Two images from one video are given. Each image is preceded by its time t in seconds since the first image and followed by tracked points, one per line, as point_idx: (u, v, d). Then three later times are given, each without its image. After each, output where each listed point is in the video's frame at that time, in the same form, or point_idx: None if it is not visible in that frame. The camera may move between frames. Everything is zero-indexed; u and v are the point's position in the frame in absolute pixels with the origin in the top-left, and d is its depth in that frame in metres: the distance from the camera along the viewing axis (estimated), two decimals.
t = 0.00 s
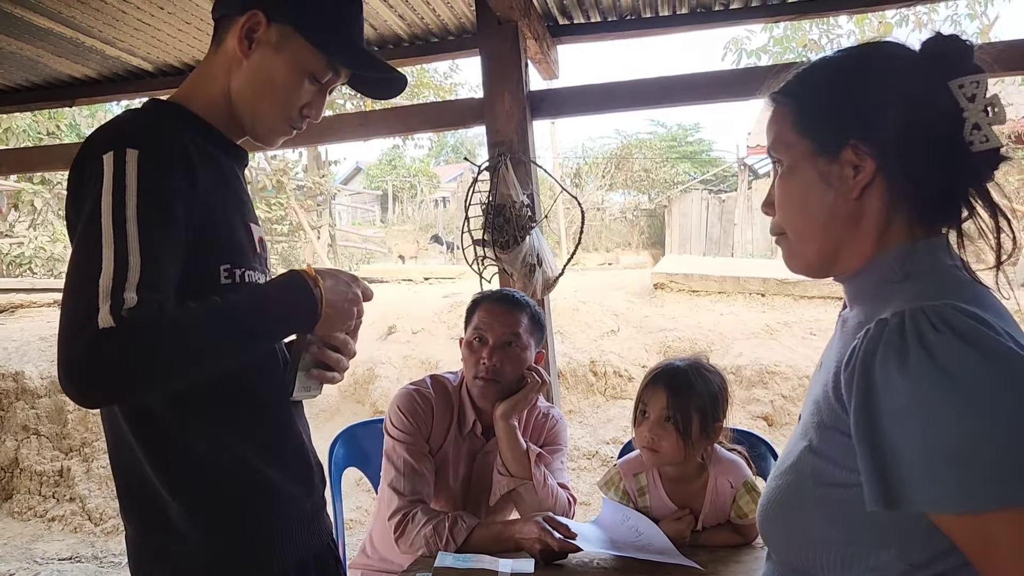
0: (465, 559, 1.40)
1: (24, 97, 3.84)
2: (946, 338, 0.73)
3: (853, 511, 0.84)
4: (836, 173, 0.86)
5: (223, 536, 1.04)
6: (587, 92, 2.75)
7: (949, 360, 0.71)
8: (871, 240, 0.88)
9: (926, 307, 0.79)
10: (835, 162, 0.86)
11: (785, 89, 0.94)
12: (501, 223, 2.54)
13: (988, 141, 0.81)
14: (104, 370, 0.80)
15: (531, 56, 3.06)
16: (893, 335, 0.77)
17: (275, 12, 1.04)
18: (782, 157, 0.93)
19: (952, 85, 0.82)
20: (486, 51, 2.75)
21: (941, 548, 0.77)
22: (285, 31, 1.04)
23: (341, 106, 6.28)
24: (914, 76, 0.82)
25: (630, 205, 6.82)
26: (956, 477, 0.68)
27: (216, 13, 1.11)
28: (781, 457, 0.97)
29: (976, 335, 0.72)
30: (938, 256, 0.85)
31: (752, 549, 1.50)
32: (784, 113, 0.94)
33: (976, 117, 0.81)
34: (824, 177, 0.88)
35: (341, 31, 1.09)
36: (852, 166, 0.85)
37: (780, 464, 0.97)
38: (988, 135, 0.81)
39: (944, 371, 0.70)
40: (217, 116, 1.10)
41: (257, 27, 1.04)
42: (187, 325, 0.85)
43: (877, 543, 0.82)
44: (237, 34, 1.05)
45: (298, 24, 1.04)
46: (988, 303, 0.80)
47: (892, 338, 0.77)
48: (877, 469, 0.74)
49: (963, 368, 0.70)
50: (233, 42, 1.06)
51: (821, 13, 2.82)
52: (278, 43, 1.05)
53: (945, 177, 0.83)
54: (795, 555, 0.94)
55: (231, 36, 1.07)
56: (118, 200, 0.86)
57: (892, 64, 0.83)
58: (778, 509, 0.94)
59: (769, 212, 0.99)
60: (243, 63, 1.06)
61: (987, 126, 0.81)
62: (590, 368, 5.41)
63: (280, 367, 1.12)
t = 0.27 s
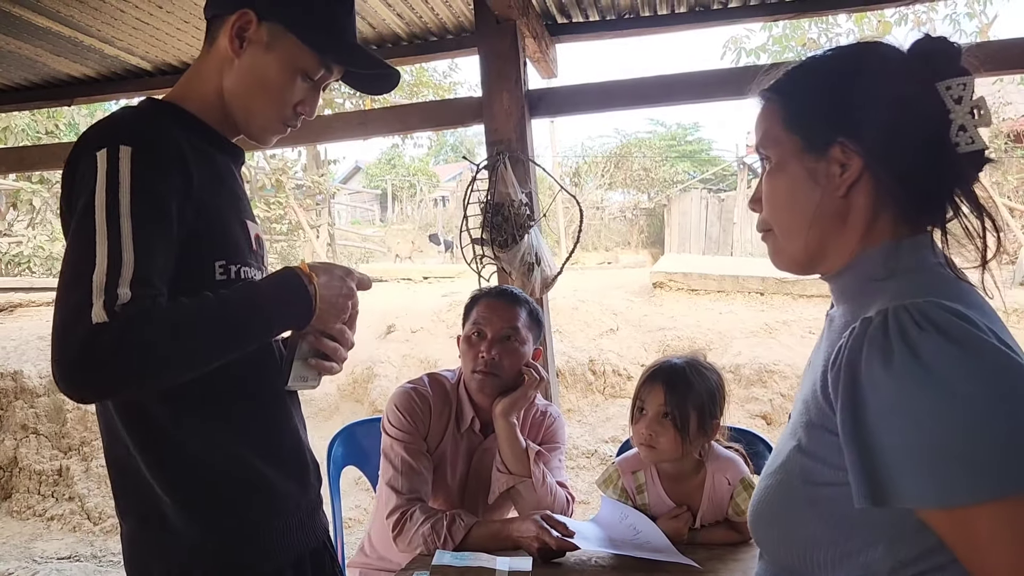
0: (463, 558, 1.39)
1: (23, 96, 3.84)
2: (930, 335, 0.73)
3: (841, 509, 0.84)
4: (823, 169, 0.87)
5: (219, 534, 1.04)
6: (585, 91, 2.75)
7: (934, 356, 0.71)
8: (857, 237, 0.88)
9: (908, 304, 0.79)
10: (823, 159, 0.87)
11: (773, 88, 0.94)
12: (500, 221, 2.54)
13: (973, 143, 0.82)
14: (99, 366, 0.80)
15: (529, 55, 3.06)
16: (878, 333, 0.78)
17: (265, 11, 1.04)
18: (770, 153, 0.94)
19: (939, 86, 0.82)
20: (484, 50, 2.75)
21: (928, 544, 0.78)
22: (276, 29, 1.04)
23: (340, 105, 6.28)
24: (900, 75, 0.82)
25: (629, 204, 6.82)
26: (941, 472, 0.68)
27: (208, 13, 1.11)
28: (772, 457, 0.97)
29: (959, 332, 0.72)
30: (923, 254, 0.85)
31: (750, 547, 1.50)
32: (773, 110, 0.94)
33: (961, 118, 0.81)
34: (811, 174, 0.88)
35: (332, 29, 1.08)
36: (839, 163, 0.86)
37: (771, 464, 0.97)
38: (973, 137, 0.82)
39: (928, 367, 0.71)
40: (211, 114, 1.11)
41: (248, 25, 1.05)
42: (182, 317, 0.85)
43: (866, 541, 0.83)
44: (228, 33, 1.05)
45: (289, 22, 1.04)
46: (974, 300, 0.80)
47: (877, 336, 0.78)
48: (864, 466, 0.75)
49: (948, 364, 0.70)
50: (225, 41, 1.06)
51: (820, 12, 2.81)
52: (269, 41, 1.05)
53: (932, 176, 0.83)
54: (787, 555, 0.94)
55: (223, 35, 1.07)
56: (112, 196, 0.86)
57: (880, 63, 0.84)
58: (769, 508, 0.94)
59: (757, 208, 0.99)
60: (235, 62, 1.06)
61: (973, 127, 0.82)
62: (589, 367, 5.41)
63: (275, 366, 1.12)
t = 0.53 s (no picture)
0: (463, 554, 1.40)
1: (22, 94, 3.84)
2: (922, 332, 0.73)
3: (838, 507, 0.84)
4: (819, 165, 0.87)
5: (222, 531, 1.04)
6: (584, 88, 2.75)
7: (928, 353, 0.71)
8: (850, 233, 0.88)
9: (901, 301, 0.79)
10: (819, 155, 0.87)
11: (770, 84, 0.94)
12: (499, 219, 2.55)
13: (969, 141, 0.82)
14: (105, 363, 0.80)
15: (529, 53, 3.06)
16: (870, 330, 0.78)
17: (265, 8, 1.04)
18: (767, 148, 0.93)
19: (937, 84, 0.82)
20: (484, 47, 2.75)
21: (925, 539, 0.79)
22: (275, 25, 1.04)
23: (339, 103, 6.27)
24: (899, 71, 0.82)
25: (629, 202, 6.83)
26: (934, 470, 0.69)
27: (207, 9, 1.11)
28: (767, 455, 0.97)
29: (951, 328, 0.72)
30: (918, 252, 0.85)
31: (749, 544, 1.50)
32: (770, 106, 0.94)
33: (959, 116, 0.81)
34: (807, 170, 0.88)
35: (331, 24, 1.08)
36: (835, 159, 0.86)
37: (766, 462, 0.97)
38: (970, 134, 0.81)
39: (922, 364, 0.71)
40: (210, 110, 1.11)
41: (248, 22, 1.04)
42: (186, 312, 0.85)
43: (862, 537, 0.83)
44: (228, 29, 1.05)
45: (288, 18, 1.04)
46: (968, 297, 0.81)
47: (869, 333, 0.78)
48: (859, 463, 0.75)
49: (940, 360, 0.70)
50: (224, 38, 1.06)
51: (820, 9, 2.81)
52: (269, 37, 1.04)
53: (929, 173, 0.83)
54: (783, 553, 0.94)
55: (222, 31, 1.07)
56: (115, 191, 0.86)
57: (878, 59, 0.84)
58: (764, 506, 0.94)
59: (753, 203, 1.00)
60: (235, 58, 1.06)
61: (970, 126, 0.82)
62: (589, 365, 5.41)
63: (277, 363, 1.12)
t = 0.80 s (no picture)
0: (463, 553, 1.39)
1: (21, 93, 3.83)
2: (920, 332, 0.73)
3: (837, 507, 0.84)
4: (816, 163, 0.87)
5: (224, 530, 1.04)
6: (584, 87, 2.74)
7: (926, 352, 0.71)
8: (845, 232, 0.88)
9: (899, 300, 0.79)
10: (818, 152, 0.87)
11: (770, 82, 0.94)
12: (499, 218, 2.55)
13: (967, 141, 0.82)
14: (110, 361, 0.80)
15: (529, 51, 3.05)
16: (869, 330, 0.77)
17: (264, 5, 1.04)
18: (766, 147, 0.93)
19: (936, 83, 0.82)
20: (483, 45, 2.74)
21: (924, 539, 0.79)
22: (275, 23, 1.04)
23: (339, 101, 6.27)
24: (898, 69, 0.82)
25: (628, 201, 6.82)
26: (935, 470, 0.69)
27: (206, 6, 1.10)
28: (766, 456, 0.96)
29: (949, 327, 0.72)
30: (915, 251, 0.85)
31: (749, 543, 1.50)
32: (770, 104, 0.93)
33: (957, 116, 0.81)
34: (805, 168, 0.88)
35: (332, 21, 1.08)
36: (833, 157, 0.86)
37: (765, 463, 0.96)
38: (968, 135, 0.82)
39: (922, 363, 0.71)
40: (210, 109, 1.10)
41: (247, 19, 1.04)
42: (188, 310, 0.85)
43: (862, 537, 0.83)
44: (228, 27, 1.04)
45: (288, 15, 1.04)
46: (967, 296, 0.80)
47: (867, 333, 0.77)
48: (859, 463, 0.75)
49: (939, 359, 0.70)
50: (224, 36, 1.06)
51: (819, 8, 2.81)
52: (269, 35, 1.04)
53: (930, 171, 0.83)
54: (782, 553, 0.93)
55: (222, 29, 1.06)
56: (118, 189, 0.86)
57: (878, 58, 0.83)
58: (763, 507, 0.93)
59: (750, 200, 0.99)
60: (234, 56, 1.06)
61: (968, 125, 0.82)
62: (588, 364, 5.41)
63: (279, 362, 1.12)
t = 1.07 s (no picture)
0: (464, 553, 1.39)
1: (21, 93, 3.83)
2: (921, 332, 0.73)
3: (839, 507, 0.85)
4: (816, 163, 0.87)
5: (225, 530, 1.04)
6: (584, 87, 2.74)
7: (927, 353, 0.71)
8: (846, 232, 0.88)
9: (900, 300, 0.79)
10: (819, 152, 0.87)
11: (771, 81, 0.93)
12: (499, 218, 2.55)
13: (968, 141, 0.82)
14: (112, 361, 0.80)
15: (528, 51, 3.05)
16: (870, 330, 0.77)
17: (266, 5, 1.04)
18: (767, 146, 0.93)
19: (937, 83, 0.82)
20: (483, 45, 2.74)
21: (928, 538, 0.80)
22: (276, 23, 1.04)
23: (339, 101, 6.26)
24: (899, 69, 0.82)
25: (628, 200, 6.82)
26: (936, 471, 0.69)
27: (207, 7, 1.10)
28: (768, 456, 0.96)
29: (950, 328, 0.72)
30: (917, 251, 0.85)
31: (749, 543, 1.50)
32: (771, 103, 0.93)
33: (958, 116, 0.81)
34: (806, 167, 0.88)
35: (332, 21, 1.08)
36: (834, 156, 0.86)
37: (766, 462, 0.96)
38: (969, 135, 0.82)
39: (923, 364, 0.71)
40: (211, 109, 1.10)
41: (248, 19, 1.04)
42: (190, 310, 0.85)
43: (864, 537, 0.83)
44: (228, 28, 1.04)
45: (289, 15, 1.04)
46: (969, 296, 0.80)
47: (868, 332, 0.77)
48: (860, 463, 0.75)
49: (940, 360, 0.70)
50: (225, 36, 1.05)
51: (820, 7, 2.81)
52: (271, 34, 1.04)
53: (932, 170, 0.83)
54: (783, 553, 0.93)
55: (222, 30, 1.06)
56: (120, 189, 0.86)
57: (879, 58, 0.83)
58: (764, 507, 0.93)
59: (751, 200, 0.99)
60: (235, 56, 1.06)
61: (969, 125, 0.82)
62: (588, 363, 5.42)
63: (280, 362, 1.11)
